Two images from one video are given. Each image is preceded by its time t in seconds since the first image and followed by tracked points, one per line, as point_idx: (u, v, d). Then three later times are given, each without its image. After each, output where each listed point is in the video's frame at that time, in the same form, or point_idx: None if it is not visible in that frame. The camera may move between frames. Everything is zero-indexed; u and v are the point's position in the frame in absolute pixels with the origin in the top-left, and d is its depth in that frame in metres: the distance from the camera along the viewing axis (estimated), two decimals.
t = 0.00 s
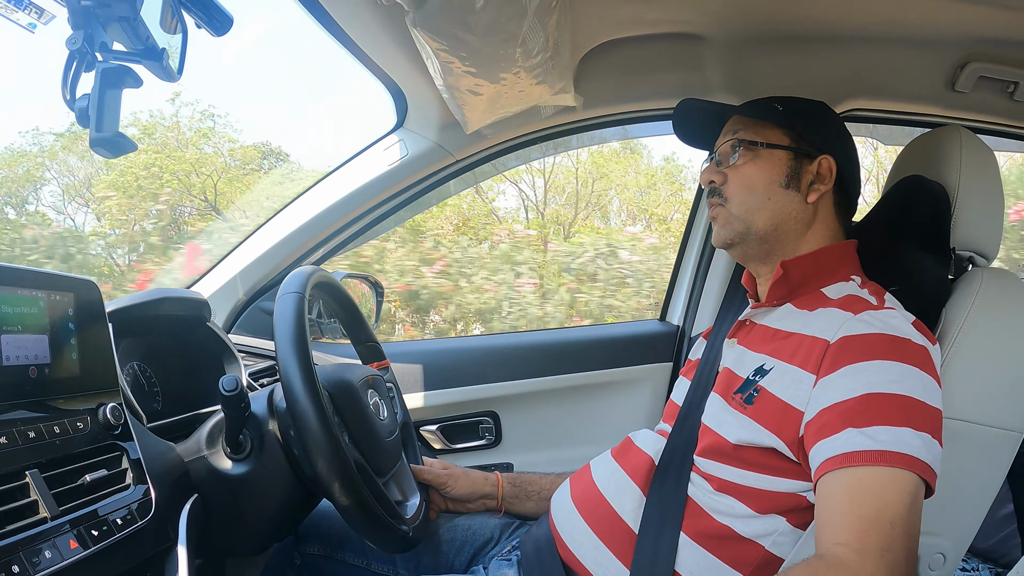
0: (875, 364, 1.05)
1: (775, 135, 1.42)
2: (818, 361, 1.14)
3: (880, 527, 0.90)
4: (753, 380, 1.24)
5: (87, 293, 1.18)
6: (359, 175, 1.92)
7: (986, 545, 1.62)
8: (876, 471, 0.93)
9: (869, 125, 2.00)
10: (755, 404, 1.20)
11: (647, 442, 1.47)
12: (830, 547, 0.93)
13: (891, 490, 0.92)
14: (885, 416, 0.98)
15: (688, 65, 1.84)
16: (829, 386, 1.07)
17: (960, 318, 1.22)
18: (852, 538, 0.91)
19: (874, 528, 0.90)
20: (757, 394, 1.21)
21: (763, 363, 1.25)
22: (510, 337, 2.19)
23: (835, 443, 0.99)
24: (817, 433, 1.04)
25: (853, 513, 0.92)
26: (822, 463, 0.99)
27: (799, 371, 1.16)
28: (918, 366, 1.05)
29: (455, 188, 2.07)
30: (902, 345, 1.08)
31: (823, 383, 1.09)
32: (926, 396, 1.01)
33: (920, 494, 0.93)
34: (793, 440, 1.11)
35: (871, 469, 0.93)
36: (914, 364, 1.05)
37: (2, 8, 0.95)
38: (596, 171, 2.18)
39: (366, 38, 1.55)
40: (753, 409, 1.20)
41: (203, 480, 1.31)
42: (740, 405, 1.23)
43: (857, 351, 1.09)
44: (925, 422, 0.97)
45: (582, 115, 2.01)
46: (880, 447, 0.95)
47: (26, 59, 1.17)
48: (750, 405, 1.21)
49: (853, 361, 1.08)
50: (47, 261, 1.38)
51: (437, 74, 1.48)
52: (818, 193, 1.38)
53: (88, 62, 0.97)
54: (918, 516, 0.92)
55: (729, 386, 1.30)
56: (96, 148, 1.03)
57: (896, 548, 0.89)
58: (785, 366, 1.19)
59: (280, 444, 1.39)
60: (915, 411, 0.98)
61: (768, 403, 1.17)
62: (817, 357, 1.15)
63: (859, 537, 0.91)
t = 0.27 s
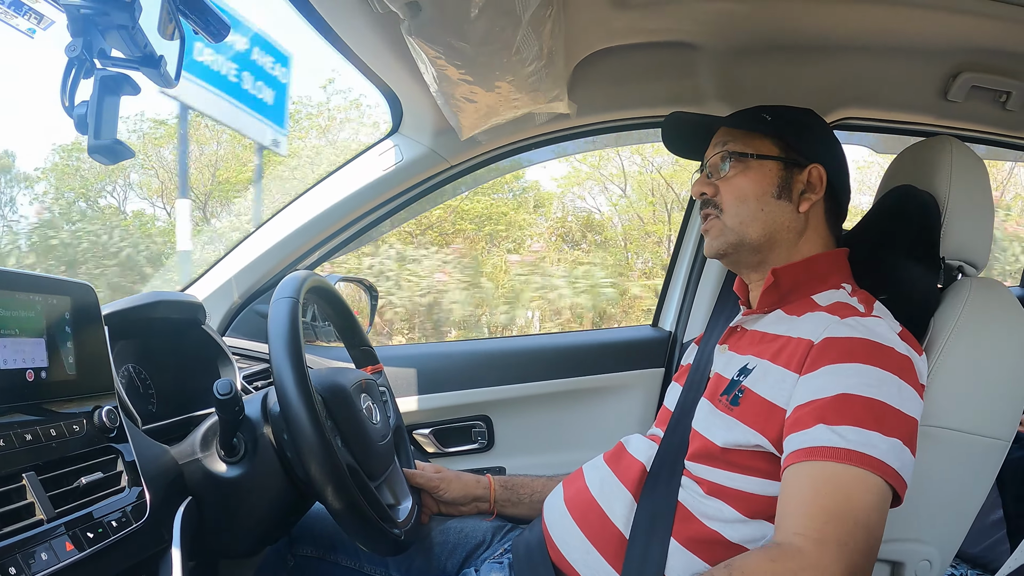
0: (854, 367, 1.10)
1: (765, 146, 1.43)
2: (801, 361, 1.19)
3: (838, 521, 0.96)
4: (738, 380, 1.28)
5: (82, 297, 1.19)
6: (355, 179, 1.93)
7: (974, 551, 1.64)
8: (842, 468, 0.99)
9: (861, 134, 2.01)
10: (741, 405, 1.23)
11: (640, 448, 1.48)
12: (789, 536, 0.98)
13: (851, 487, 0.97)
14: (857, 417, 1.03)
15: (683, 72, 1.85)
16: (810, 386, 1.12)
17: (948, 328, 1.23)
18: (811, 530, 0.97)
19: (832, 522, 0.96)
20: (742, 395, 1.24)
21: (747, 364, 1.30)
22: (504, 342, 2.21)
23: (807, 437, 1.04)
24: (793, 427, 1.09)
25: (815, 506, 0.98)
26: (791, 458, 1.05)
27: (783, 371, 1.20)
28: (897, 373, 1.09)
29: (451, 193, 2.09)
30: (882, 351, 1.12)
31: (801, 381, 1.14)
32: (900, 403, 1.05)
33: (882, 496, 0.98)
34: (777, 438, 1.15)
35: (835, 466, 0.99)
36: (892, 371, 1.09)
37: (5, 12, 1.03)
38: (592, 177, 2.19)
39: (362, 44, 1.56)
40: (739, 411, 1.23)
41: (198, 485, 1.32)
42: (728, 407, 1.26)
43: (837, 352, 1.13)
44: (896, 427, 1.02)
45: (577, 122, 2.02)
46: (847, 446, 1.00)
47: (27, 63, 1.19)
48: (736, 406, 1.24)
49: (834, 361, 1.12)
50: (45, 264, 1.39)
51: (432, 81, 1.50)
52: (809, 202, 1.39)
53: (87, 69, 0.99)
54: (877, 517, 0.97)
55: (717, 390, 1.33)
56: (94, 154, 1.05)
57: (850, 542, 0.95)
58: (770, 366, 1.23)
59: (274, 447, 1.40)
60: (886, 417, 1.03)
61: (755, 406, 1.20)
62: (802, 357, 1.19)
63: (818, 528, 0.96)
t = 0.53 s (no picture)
0: (858, 350, 1.09)
1: (808, 141, 1.44)
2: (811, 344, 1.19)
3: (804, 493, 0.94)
4: (754, 374, 1.27)
5: (90, 283, 1.15)
6: (363, 172, 1.92)
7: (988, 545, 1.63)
8: (823, 444, 0.98)
9: (870, 131, 2.02)
10: (758, 398, 1.21)
11: (657, 442, 1.46)
12: (753, 505, 0.97)
13: (823, 461, 0.96)
14: (849, 397, 1.02)
15: (693, 67, 1.85)
16: (816, 366, 1.12)
17: (967, 319, 1.23)
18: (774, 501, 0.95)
19: (797, 494, 0.94)
20: (758, 387, 1.23)
21: (763, 358, 1.28)
22: (511, 338, 2.19)
23: (799, 414, 1.04)
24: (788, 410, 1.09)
25: (782, 479, 0.97)
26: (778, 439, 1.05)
27: (794, 356, 1.20)
28: (900, 359, 1.08)
29: (458, 187, 2.08)
30: (888, 336, 1.12)
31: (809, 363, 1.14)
32: (898, 389, 1.04)
33: (861, 478, 0.96)
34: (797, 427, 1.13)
35: (812, 442, 0.99)
36: (895, 357, 1.09)
37: None
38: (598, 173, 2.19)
39: (375, 32, 1.55)
40: (756, 402, 1.21)
41: (205, 479, 1.28)
42: (745, 400, 1.24)
43: (846, 335, 1.14)
44: (888, 413, 1.01)
45: (587, 116, 2.02)
46: (834, 423, 0.99)
47: (37, 45, 1.16)
48: (753, 399, 1.22)
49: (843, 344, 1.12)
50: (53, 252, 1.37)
51: (446, 69, 1.48)
52: (846, 202, 1.43)
53: (99, 47, 0.97)
54: (852, 496, 0.94)
55: (734, 382, 1.31)
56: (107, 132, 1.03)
57: (813, 515, 0.92)
58: (785, 356, 1.22)
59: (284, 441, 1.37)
60: (879, 401, 1.02)
61: (772, 395, 1.19)
62: (813, 340, 1.19)
63: (779, 498, 0.95)
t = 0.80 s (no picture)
0: (833, 347, 1.12)
1: (818, 148, 1.46)
2: (791, 345, 1.21)
3: (757, 480, 0.96)
4: (741, 378, 1.27)
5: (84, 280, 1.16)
6: (357, 171, 1.93)
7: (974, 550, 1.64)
8: (785, 435, 1.01)
9: (861, 135, 2.03)
10: (745, 401, 1.22)
11: (642, 445, 1.46)
12: (710, 491, 1.00)
13: (781, 452, 0.99)
14: (818, 393, 1.05)
15: (686, 70, 1.86)
16: (791, 368, 1.14)
17: (952, 324, 1.24)
18: (727, 488, 0.98)
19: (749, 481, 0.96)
20: (745, 391, 1.23)
21: (751, 362, 1.28)
22: (504, 338, 2.20)
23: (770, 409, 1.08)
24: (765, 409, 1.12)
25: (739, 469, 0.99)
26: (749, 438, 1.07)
27: (777, 358, 1.21)
28: (876, 357, 1.10)
29: (453, 187, 2.08)
30: (866, 335, 1.14)
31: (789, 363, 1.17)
32: (872, 385, 1.06)
33: (821, 469, 0.98)
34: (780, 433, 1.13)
35: (772, 435, 1.02)
36: (870, 354, 1.10)
37: None
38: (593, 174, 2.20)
39: (370, 33, 1.56)
40: (740, 406, 1.22)
41: (196, 475, 1.30)
42: (732, 405, 1.24)
43: (825, 335, 1.16)
44: (856, 407, 1.03)
45: (581, 117, 2.03)
46: (799, 416, 1.02)
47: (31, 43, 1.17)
48: (740, 403, 1.23)
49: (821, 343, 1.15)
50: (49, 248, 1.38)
51: (439, 71, 1.49)
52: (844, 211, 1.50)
53: (94, 46, 0.99)
54: (809, 486, 0.96)
55: (722, 388, 1.31)
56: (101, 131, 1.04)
57: (763, 500, 0.94)
58: (768, 357, 1.24)
59: (274, 439, 1.36)
60: (849, 396, 1.04)
61: (755, 398, 1.20)
62: (792, 341, 1.22)
63: (733, 484, 0.97)
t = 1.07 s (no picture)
0: (833, 360, 1.12)
1: (823, 151, 1.47)
2: (795, 353, 1.22)
3: (755, 501, 0.99)
4: (745, 383, 1.28)
5: (88, 278, 1.16)
6: (360, 171, 1.93)
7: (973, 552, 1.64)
8: (784, 452, 1.02)
9: (860, 138, 2.05)
10: (749, 407, 1.23)
11: (645, 448, 1.45)
12: (707, 511, 1.03)
13: (780, 470, 1.01)
14: (817, 407, 1.06)
15: (690, 72, 1.87)
16: (796, 376, 1.15)
17: (955, 328, 1.24)
18: (724, 506, 1.01)
19: (746, 501, 0.99)
20: (750, 395, 1.24)
21: (754, 366, 1.29)
22: (505, 339, 2.20)
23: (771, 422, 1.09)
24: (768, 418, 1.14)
25: (736, 486, 1.02)
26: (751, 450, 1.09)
27: (780, 364, 1.22)
28: (875, 368, 1.10)
29: (455, 188, 2.08)
30: (867, 346, 1.14)
31: (790, 372, 1.18)
32: (872, 398, 1.06)
33: (818, 488, 0.99)
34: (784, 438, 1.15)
35: (772, 451, 1.04)
36: (870, 366, 1.11)
37: None
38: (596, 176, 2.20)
39: (375, 33, 1.56)
40: (745, 411, 1.23)
41: (199, 473, 1.30)
42: (735, 409, 1.26)
43: (825, 346, 1.17)
44: (855, 420, 1.03)
45: (584, 119, 2.04)
46: (798, 432, 1.03)
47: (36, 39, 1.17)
48: (744, 408, 1.24)
49: (823, 354, 1.15)
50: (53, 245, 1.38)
51: (443, 71, 1.49)
52: (851, 215, 1.50)
53: (103, 42, 0.99)
54: (805, 507, 0.98)
55: (724, 391, 1.32)
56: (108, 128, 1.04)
57: (759, 523, 0.97)
58: (772, 362, 1.24)
59: (277, 441, 1.35)
60: (848, 409, 1.04)
61: (760, 403, 1.20)
62: (796, 347, 1.23)
63: (728, 503, 1.01)
